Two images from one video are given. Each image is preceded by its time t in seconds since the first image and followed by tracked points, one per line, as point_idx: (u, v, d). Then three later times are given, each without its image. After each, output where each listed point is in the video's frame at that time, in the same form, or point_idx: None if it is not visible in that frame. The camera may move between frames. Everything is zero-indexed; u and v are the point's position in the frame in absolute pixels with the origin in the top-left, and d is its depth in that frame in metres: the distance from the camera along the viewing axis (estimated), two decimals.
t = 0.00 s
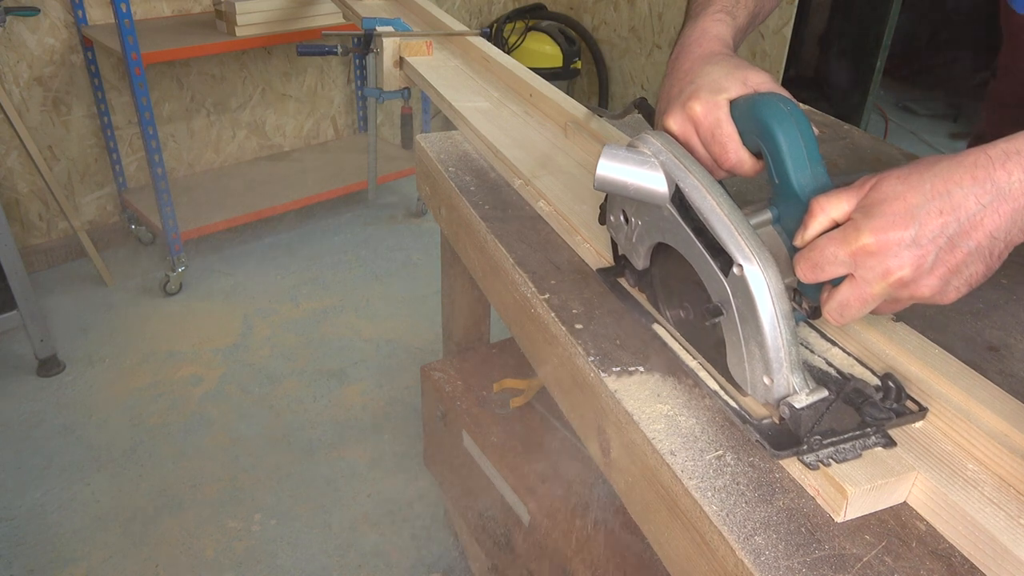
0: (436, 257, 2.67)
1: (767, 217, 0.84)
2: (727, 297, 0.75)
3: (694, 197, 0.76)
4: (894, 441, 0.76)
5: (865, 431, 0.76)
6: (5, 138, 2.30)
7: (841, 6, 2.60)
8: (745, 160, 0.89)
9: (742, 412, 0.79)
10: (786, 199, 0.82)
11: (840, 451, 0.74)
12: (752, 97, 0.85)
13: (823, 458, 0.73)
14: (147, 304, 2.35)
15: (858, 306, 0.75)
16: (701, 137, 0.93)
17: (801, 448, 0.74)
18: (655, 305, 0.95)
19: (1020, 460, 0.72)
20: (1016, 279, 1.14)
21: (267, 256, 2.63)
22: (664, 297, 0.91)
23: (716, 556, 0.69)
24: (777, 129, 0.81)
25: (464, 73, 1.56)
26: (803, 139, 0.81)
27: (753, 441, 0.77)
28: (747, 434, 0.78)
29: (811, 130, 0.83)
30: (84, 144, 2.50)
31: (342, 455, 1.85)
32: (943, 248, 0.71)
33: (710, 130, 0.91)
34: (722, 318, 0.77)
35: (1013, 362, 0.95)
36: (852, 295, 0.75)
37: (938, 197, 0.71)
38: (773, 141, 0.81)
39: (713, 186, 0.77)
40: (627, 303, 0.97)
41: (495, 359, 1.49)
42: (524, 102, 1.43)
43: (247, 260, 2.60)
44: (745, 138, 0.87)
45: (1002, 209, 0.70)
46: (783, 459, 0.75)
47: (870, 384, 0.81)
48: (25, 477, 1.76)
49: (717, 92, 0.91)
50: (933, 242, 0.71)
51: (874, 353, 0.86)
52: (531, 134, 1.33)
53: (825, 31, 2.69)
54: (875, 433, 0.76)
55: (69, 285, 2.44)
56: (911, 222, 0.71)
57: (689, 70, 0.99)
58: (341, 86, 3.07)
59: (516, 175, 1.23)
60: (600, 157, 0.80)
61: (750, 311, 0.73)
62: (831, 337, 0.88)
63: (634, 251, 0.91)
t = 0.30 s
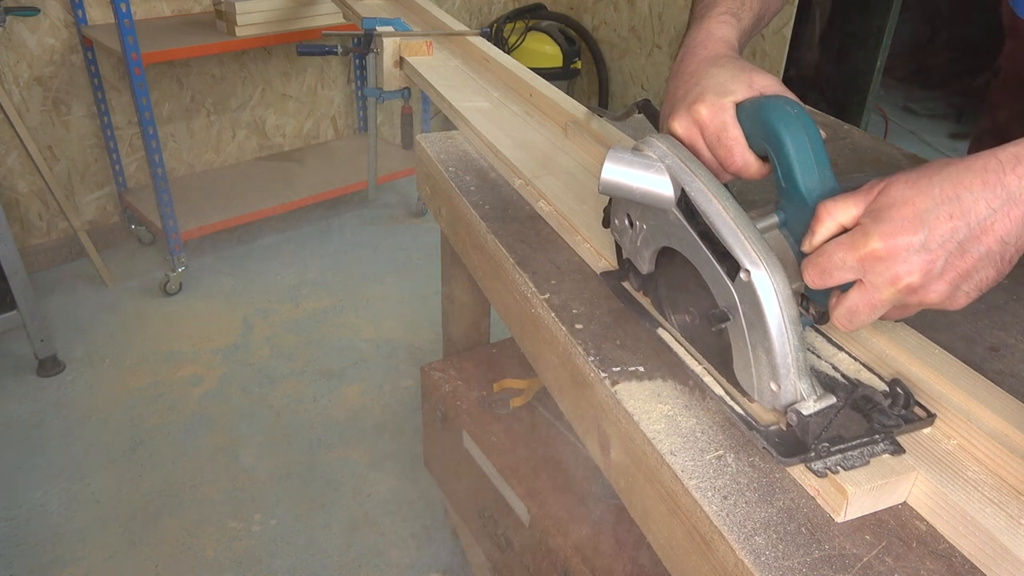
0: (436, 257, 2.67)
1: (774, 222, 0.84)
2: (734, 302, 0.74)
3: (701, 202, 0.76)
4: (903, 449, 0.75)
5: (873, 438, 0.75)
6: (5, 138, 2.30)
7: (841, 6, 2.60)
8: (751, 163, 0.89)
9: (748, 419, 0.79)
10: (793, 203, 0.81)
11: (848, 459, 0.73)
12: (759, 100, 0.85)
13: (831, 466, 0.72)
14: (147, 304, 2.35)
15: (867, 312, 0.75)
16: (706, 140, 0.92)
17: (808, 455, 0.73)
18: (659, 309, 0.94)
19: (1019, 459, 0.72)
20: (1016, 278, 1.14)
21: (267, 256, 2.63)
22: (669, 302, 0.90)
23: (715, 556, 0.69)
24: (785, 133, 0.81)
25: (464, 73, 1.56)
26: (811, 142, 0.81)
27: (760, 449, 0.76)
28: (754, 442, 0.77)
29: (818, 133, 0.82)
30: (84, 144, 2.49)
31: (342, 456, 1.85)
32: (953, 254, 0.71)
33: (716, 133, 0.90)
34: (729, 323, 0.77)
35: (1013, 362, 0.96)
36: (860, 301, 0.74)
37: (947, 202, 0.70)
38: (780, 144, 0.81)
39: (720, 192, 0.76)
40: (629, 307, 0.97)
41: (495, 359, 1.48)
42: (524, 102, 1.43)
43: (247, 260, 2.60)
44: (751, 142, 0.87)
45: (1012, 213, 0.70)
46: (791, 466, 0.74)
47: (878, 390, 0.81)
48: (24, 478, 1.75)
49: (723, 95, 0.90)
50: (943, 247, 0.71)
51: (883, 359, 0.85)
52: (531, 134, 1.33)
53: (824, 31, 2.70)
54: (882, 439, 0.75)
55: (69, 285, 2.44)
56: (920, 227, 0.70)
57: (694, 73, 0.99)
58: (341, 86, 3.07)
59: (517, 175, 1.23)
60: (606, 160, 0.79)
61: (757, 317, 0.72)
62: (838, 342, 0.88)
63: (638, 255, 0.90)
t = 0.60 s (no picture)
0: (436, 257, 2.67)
1: (782, 227, 0.83)
2: (742, 308, 0.73)
3: (707, 206, 0.74)
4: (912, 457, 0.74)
5: (883, 447, 0.73)
6: (5, 138, 2.30)
7: (841, 6, 2.60)
8: (758, 168, 0.88)
9: (756, 427, 0.76)
10: (801, 208, 0.81)
11: (858, 468, 0.71)
12: (768, 104, 0.84)
13: (840, 475, 0.71)
14: (147, 304, 2.35)
15: (877, 320, 0.73)
16: (713, 145, 0.91)
17: (818, 465, 0.71)
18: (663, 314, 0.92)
19: (1019, 459, 0.72)
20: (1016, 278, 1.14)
21: (267, 256, 2.63)
22: (674, 308, 0.88)
23: (716, 556, 0.69)
24: (793, 138, 0.80)
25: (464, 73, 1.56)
26: (819, 147, 0.81)
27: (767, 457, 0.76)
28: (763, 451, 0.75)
29: (827, 138, 0.82)
30: (84, 144, 2.50)
31: (342, 456, 1.85)
32: (965, 261, 0.69)
33: (723, 138, 0.89)
34: (738, 331, 0.75)
35: (1012, 363, 0.96)
36: (871, 309, 0.73)
37: (960, 208, 0.68)
38: (789, 149, 0.81)
39: (728, 197, 0.75)
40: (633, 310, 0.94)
41: (495, 359, 1.48)
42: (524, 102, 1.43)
43: (247, 260, 2.60)
44: (759, 147, 0.86)
45: None
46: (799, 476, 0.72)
47: (888, 398, 0.79)
48: (24, 477, 1.75)
49: (730, 100, 0.89)
50: (956, 254, 0.69)
51: (894, 367, 0.84)
52: (530, 134, 1.33)
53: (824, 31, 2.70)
54: (892, 448, 0.73)
55: (69, 285, 2.44)
56: (932, 234, 0.68)
57: (699, 76, 0.98)
58: (341, 86, 3.07)
59: (517, 175, 1.23)
60: (612, 165, 0.79)
61: (766, 324, 0.71)
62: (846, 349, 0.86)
63: (644, 260, 0.89)
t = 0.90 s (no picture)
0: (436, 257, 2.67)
1: (788, 232, 0.82)
2: (748, 314, 0.72)
3: (713, 211, 0.73)
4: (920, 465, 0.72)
5: (891, 454, 0.72)
6: (5, 138, 2.30)
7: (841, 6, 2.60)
8: (765, 171, 0.87)
9: (763, 434, 0.76)
10: (808, 212, 0.81)
11: (866, 476, 0.70)
12: (773, 106, 0.83)
13: (847, 483, 0.70)
14: (147, 304, 2.35)
15: (886, 326, 0.73)
16: (719, 148, 0.91)
17: (826, 472, 0.70)
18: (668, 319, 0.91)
19: (1019, 459, 0.71)
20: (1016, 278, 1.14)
21: (267, 256, 2.63)
22: (678, 313, 0.87)
23: (716, 556, 0.69)
24: (800, 141, 0.80)
25: (464, 73, 1.56)
26: (826, 150, 0.80)
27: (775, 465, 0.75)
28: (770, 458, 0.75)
29: (834, 142, 0.82)
30: (84, 144, 2.50)
31: (342, 456, 1.85)
32: (976, 267, 0.69)
33: (729, 142, 0.88)
34: (743, 337, 0.73)
35: (1013, 362, 0.96)
36: (879, 315, 0.73)
37: (971, 213, 0.68)
38: (795, 152, 0.80)
39: (734, 201, 0.74)
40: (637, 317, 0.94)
41: (495, 359, 1.48)
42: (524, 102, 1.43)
43: (248, 260, 2.60)
44: (765, 150, 0.85)
45: None
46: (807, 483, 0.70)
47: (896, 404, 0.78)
48: (24, 478, 1.75)
49: (736, 102, 0.88)
50: (966, 260, 0.68)
51: (903, 373, 0.83)
52: (530, 134, 1.33)
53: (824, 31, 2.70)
54: (900, 455, 0.72)
55: (69, 285, 2.44)
56: (943, 240, 0.68)
57: (701, 78, 0.97)
58: (341, 86, 3.07)
59: (516, 175, 1.23)
60: (616, 168, 0.78)
61: (772, 330, 0.70)
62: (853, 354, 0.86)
63: (648, 264, 0.87)
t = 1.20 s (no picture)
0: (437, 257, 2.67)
1: (795, 235, 0.81)
2: (754, 319, 0.71)
3: (718, 215, 0.73)
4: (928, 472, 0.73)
5: (898, 460, 0.73)
6: (5, 138, 2.30)
7: (841, 6, 2.60)
8: (770, 175, 0.86)
9: (769, 440, 0.77)
10: (814, 217, 0.80)
11: (873, 483, 0.71)
12: (780, 109, 0.83)
13: (855, 490, 0.70)
14: (147, 304, 2.35)
15: (894, 332, 0.72)
16: (724, 151, 0.90)
17: (832, 479, 0.70)
18: (672, 322, 0.92)
19: (1019, 460, 0.72)
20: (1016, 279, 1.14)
21: (268, 256, 2.63)
22: (682, 317, 0.87)
23: (715, 556, 0.69)
24: (807, 145, 0.79)
25: (464, 73, 1.56)
26: (833, 154, 0.80)
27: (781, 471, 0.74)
28: (774, 463, 0.75)
29: (840, 145, 0.81)
30: (84, 144, 2.50)
31: (342, 456, 1.85)
32: (986, 273, 0.68)
33: (734, 144, 0.88)
34: (749, 342, 0.73)
35: (1012, 362, 0.96)
36: (887, 321, 0.72)
37: (981, 218, 0.67)
38: (802, 157, 0.80)
39: (739, 205, 0.74)
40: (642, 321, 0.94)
41: (495, 358, 1.48)
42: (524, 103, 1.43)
43: (247, 260, 2.60)
44: (771, 153, 0.84)
45: None
46: (813, 490, 0.71)
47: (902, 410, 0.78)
48: (24, 478, 1.75)
49: (741, 105, 0.88)
50: (976, 266, 0.67)
51: (909, 377, 0.83)
52: (530, 134, 1.33)
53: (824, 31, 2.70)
54: (907, 462, 0.73)
55: (69, 285, 2.44)
56: (952, 245, 0.67)
57: (707, 80, 0.97)
58: (341, 86, 3.08)
59: (516, 175, 1.23)
60: (620, 172, 0.77)
61: (779, 336, 0.70)
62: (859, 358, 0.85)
63: (651, 267, 0.87)
